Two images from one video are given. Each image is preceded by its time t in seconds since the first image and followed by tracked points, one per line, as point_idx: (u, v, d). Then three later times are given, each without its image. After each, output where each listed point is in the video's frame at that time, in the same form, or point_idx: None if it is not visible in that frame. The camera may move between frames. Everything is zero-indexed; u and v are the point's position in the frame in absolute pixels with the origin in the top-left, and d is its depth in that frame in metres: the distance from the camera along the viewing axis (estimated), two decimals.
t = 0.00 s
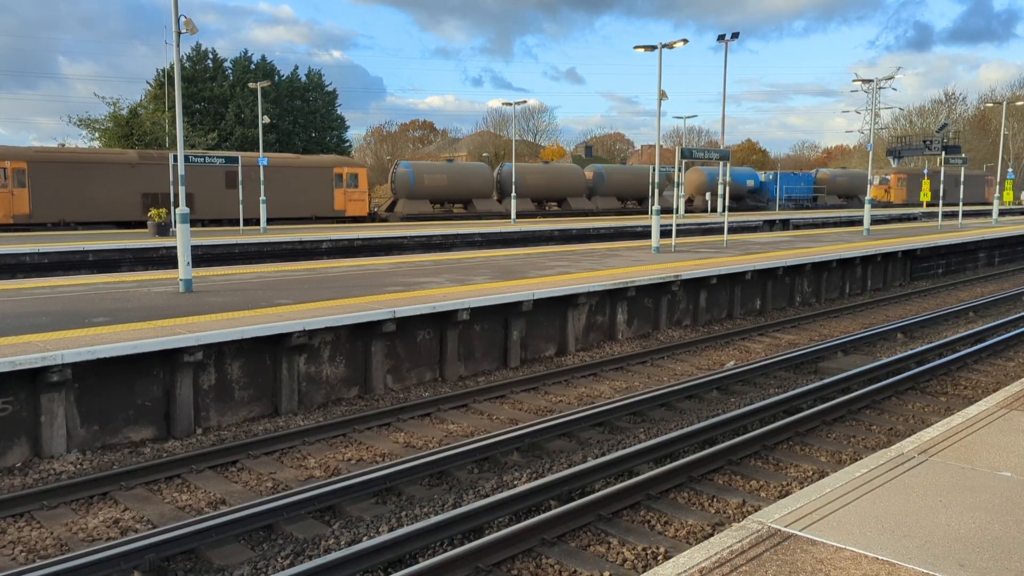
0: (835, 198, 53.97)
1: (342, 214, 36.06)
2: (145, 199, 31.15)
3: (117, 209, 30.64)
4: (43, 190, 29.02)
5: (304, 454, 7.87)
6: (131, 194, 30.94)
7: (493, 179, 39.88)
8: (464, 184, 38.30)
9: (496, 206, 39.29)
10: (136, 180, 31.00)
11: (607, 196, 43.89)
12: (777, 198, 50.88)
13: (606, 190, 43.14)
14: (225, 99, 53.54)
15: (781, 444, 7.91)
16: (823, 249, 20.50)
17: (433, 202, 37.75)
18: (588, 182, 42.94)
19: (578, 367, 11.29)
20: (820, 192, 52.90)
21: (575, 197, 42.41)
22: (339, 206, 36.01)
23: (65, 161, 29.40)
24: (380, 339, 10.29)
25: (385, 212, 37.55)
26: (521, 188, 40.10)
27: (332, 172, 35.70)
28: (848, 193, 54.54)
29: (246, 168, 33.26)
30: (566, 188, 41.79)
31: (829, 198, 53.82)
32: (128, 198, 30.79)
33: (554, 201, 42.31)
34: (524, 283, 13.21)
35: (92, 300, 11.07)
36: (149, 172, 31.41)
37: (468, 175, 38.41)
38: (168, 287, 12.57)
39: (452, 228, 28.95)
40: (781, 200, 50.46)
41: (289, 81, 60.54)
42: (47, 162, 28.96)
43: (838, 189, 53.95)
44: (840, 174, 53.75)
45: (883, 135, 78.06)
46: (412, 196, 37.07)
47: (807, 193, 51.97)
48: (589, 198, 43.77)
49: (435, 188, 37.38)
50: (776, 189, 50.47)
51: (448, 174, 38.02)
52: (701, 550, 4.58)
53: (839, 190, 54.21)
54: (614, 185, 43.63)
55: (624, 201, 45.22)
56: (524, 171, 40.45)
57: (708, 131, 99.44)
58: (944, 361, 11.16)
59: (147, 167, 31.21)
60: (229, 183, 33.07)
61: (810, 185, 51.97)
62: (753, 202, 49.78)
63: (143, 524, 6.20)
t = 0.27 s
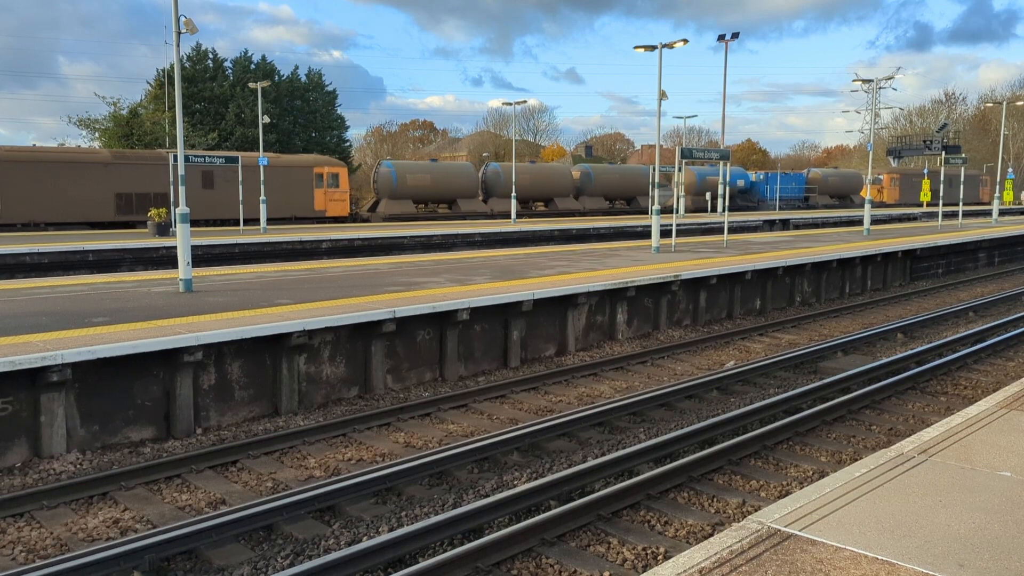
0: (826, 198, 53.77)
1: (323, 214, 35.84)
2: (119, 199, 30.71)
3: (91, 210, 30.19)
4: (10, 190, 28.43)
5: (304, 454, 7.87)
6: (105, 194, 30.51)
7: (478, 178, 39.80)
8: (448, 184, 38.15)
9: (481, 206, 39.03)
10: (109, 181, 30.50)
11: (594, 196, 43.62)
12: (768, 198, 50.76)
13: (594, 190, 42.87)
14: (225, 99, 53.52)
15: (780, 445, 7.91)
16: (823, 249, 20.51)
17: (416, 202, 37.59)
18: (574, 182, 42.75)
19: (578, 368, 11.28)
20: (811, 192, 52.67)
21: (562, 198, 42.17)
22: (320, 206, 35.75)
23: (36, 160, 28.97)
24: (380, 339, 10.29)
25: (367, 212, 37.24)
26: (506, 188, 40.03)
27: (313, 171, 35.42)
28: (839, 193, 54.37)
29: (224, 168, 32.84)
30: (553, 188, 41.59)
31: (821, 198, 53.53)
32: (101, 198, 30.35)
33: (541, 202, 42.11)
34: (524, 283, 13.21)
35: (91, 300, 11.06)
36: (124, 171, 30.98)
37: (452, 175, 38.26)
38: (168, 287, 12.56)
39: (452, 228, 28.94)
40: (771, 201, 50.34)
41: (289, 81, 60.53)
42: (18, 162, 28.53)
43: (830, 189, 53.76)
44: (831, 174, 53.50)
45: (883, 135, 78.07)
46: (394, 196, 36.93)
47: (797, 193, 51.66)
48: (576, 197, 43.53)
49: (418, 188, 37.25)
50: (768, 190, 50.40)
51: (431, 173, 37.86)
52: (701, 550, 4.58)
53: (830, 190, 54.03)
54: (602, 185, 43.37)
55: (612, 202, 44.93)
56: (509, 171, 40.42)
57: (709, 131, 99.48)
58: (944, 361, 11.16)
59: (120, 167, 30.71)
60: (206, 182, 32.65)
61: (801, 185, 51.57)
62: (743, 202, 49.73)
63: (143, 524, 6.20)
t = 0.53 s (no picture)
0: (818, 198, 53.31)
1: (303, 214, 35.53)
2: (91, 199, 30.39)
3: (63, 211, 29.91)
4: None
5: (304, 454, 7.88)
6: (77, 195, 30.19)
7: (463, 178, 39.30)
8: (432, 184, 37.63)
9: (465, 207, 38.59)
10: (82, 181, 30.22)
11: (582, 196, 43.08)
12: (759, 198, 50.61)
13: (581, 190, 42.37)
14: (225, 99, 53.53)
15: (780, 445, 7.91)
16: (823, 249, 20.53)
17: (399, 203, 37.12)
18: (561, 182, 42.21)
19: (578, 368, 11.29)
20: (803, 191, 52.38)
21: (549, 198, 41.65)
22: (300, 207, 35.36)
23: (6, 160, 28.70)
24: (380, 339, 10.30)
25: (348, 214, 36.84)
26: (491, 187, 39.49)
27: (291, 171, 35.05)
28: (831, 193, 53.88)
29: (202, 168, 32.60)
30: (540, 189, 41.05)
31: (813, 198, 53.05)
32: (73, 198, 30.05)
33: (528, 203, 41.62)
34: (524, 283, 13.22)
35: (92, 300, 11.08)
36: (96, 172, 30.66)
37: (436, 175, 37.72)
38: (168, 287, 12.59)
39: (452, 228, 28.97)
40: (761, 201, 50.39)
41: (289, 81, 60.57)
42: None
43: (821, 189, 53.35)
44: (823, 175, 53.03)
45: (883, 135, 78.10)
46: (377, 197, 36.49)
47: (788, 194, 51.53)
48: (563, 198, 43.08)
49: (401, 188, 36.75)
50: (758, 190, 50.55)
51: (415, 173, 37.35)
52: (701, 550, 4.59)
53: (822, 190, 53.54)
54: (589, 185, 42.81)
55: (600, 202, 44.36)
56: (494, 171, 39.90)
57: (709, 132, 99.52)
58: (944, 361, 11.17)
59: (94, 167, 30.42)
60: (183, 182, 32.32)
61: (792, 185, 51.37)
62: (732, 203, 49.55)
63: (143, 524, 6.21)
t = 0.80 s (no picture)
0: (809, 199, 52.92)
1: (281, 215, 35.12)
2: (63, 199, 29.29)
3: (32, 211, 28.73)
4: None
5: (304, 454, 7.88)
6: (48, 194, 29.06)
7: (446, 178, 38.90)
8: (414, 184, 37.22)
9: (448, 208, 38.12)
10: (53, 180, 29.09)
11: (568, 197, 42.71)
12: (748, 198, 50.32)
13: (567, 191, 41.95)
14: (225, 99, 53.53)
15: (780, 445, 7.92)
16: (823, 249, 20.56)
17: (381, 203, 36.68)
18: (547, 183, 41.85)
19: (578, 368, 11.30)
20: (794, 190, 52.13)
21: (535, 199, 41.23)
22: (279, 208, 34.96)
23: None
24: (380, 340, 10.30)
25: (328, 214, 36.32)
26: (475, 188, 39.12)
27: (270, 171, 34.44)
28: (823, 193, 53.49)
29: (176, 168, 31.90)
30: (527, 189, 40.65)
31: (805, 198, 52.69)
32: (44, 198, 28.92)
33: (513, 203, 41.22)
34: (524, 283, 13.23)
35: (92, 301, 11.09)
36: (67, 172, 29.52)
37: (418, 174, 37.31)
38: (169, 287, 12.60)
39: (452, 228, 28.97)
40: (752, 201, 50.08)
41: (289, 81, 60.57)
42: None
43: (813, 189, 53.03)
44: (814, 174, 52.71)
45: (883, 135, 78.15)
46: (358, 197, 35.99)
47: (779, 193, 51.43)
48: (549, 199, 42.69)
49: (382, 188, 36.33)
50: (747, 190, 50.31)
51: (397, 173, 36.93)
52: (701, 550, 4.59)
53: (813, 189, 53.12)
54: (576, 186, 42.41)
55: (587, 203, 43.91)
56: (479, 171, 39.48)
57: (709, 132, 99.61)
58: (944, 361, 11.19)
59: (64, 167, 29.28)
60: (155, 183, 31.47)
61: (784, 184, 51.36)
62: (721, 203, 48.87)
63: (142, 524, 6.21)
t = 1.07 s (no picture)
0: (800, 199, 52.46)
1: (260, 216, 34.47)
2: (34, 200, 29.10)
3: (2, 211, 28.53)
4: None
5: (304, 454, 7.88)
6: (19, 195, 28.87)
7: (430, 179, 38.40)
8: (396, 185, 36.74)
9: (432, 208, 37.45)
10: (24, 180, 28.90)
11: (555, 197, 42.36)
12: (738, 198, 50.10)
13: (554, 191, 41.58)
14: (225, 99, 53.53)
15: (780, 445, 7.92)
16: (823, 249, 20.55)
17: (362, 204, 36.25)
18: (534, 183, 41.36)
19: (578, 368, 11.29)
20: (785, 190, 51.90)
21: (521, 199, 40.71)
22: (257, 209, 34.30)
23: None
24: (380, 340, 10.30)
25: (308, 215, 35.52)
26: (459, 188, 38.61)
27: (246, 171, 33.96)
28: (814, 193, 53.24)
29: (147, 167, 31.71)
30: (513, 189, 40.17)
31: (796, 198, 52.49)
32: (14, 198, 28.73)
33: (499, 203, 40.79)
34: (524, 283, 13.23)
35: (91, 301, 11.08)
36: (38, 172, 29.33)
37: (402, 174, 36.88)
38: (169, 287, 12.60)
39: (452, 228, 28.96)
40: (742, 201, 50.25)
41: (289, 81, 60.56)
42: None
43: (804, 189, 52.66)
44: (806, 175, 52.37)
45: (883, 135, 78.13)
46: (339, 197, 35.58)
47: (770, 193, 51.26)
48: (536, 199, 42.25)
49: (364, 189, 35.91)
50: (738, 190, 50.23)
51: (379, 173, 36.44)
52: (701, 550, 4.59)
53: (804, 190, 52.87)
54: (563, 186, 42.05)
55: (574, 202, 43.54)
56: (464, 171, 38.68)
57: (709, 132, 99.61)
58: (944, 361, 11.19)
59: (35, 166, 29.08)
60: (128, 183, 31.30)
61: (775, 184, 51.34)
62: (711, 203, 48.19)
63: (142, 524, 6.21)
